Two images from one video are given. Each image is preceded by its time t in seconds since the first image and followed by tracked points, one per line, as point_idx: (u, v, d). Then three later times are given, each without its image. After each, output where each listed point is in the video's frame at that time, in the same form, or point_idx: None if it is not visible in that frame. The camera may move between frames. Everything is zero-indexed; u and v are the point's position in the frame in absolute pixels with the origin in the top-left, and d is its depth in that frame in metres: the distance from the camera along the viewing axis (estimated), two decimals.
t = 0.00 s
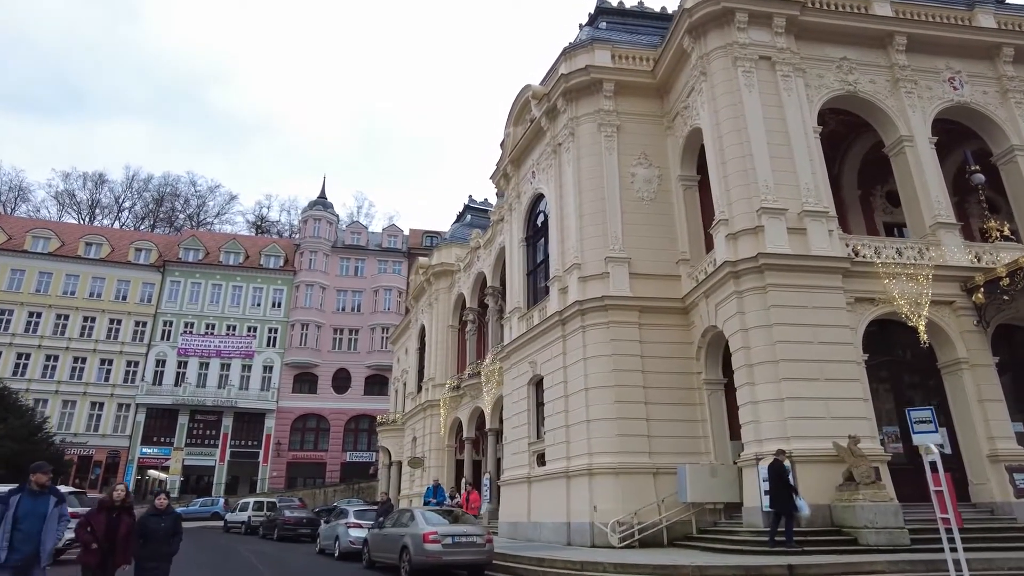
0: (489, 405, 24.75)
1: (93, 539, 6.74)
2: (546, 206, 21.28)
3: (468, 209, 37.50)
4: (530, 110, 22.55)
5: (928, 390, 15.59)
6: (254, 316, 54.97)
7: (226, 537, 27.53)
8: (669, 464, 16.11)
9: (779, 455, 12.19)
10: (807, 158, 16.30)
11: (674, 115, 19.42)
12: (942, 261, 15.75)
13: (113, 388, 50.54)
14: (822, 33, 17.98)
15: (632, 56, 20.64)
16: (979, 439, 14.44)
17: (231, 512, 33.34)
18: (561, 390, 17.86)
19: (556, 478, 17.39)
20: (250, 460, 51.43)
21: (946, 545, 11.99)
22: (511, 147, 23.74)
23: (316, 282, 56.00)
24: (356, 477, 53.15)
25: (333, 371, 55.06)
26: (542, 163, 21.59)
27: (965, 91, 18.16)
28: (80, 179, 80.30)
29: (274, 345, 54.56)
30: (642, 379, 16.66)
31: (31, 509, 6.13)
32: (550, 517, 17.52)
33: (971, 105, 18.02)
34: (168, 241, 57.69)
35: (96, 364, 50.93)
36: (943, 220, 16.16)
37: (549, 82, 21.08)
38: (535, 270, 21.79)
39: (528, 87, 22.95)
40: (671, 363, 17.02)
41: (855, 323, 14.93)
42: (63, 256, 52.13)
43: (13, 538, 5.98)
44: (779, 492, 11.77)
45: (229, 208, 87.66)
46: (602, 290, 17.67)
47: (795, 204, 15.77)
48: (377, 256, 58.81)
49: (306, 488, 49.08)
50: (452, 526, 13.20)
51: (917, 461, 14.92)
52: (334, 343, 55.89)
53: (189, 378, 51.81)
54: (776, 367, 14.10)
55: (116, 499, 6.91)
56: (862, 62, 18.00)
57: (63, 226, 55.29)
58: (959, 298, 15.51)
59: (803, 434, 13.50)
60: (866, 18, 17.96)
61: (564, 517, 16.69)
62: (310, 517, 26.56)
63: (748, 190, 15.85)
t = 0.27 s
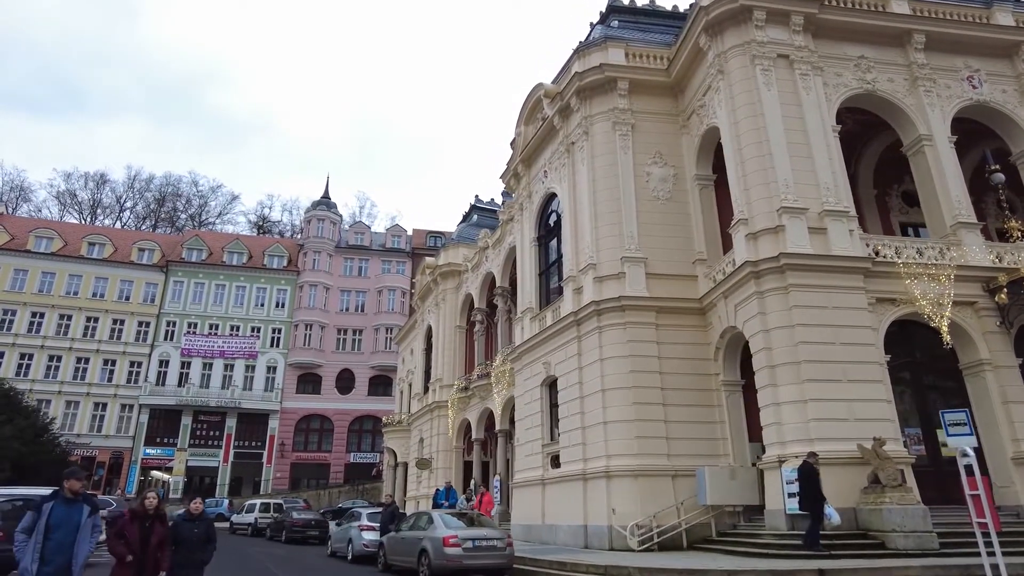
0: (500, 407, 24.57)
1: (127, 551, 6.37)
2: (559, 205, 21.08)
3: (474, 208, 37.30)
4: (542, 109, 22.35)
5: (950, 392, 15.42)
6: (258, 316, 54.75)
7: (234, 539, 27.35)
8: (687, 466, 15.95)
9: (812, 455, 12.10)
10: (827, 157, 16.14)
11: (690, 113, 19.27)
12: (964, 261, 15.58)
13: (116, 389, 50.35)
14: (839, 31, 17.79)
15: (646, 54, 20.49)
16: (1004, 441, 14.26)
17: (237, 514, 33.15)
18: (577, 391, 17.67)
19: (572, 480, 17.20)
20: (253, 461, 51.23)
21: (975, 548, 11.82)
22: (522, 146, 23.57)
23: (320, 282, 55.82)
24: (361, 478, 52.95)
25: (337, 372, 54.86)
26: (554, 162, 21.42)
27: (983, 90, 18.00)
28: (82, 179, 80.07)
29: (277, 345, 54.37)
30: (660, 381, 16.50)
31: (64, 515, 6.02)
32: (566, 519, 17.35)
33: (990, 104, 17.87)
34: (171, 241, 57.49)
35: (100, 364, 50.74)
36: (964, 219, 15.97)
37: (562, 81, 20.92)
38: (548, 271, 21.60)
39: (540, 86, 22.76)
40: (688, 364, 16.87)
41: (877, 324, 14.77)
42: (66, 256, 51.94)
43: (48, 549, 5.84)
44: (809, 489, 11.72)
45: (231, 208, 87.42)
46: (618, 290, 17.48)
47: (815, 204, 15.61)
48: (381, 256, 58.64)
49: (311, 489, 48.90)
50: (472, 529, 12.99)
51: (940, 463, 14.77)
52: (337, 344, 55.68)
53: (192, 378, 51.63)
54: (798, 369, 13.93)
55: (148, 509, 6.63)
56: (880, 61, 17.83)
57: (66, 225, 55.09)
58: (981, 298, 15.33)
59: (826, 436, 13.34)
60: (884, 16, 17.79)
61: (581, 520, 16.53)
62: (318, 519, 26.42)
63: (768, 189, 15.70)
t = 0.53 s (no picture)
0: (511, 409, 24.44)
1: (171, 553, 6.04)
2: (572, 206, 20.94)
3: (481, 211, 37.17)
4: (554, 110, 22.23)
5: (972, 394, 15.29)
6: (262, 319, 54.61)
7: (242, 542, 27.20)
8: (706, 469, 15.82)
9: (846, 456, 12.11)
10: (846, 157, 16.01)
11: (705, 114, 19.19)
12: (985, 262, 15.46)
13: (121, 392, 50.21)
14: (856, 31, 17.69)
15: (660, 55, 20.42)
16: None
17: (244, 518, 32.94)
18: (593, 394, 17.53)
19: (589, 483, 17.05)
20: (258, 465, 51.06)
21: (1003, 551, 11.69)
22: (534, 147, 23.44)
23: (325, 285, 55.70)
24: (365, 481, 52.75)
25: (342, 375, 54.71)
26: (567, 163, 21.30)
27: (1001, 90, 17.90)
28: (84, 182, 79.98)
29: (282, 348, 54.24)
30: (678, 383, 16.37)
31: (111, 517, 5.93)
32: (582, 523, 17.21)
33: (1008, 104, 17.79)
34: (176, 244, 57.40)
35: (104, 367, 50.60)
36: (985, 220, 15.85)
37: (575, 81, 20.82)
38: (560, 273, 21.46)
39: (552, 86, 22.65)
40: (706, 366, 16.74)
41: (899, 325, 14.63)
42: (70, 258, 51.84)
43: (92, 554, 5.74)
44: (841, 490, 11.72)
45: (234, 212, 87.35)
46: (635, 292, 17.34)
47: (835, 204, 15.50)
48: (386, 258, 58.56)
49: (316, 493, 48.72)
50: (493, 532, 12.83)
51: (963, 466, 14.63)
52: (342, 346, 55.51)
53: (197, 381, 51.49)
54: (821, 370, 13.79)
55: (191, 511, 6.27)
56: (897, 61, 17.72)
57: (71, 228, 55.01)
58: (1003, 299, 15.20)
59: (850, 438, 13.20)
60: (902, 16, 17.68)
61: (599, 524, 16.38)
62: (327, 523, 26.29)
63: (787, 190, 15.60)
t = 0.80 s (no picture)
0: (521, 414, 24.27)
1: (219, 562, 5.78)
2: (585, 209, 20.80)
3: (487, 214, 37.05)
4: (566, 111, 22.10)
5: (993, 397, 15.14)
6: (266, 323, 54.45)
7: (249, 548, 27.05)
8: (725, 473, 15.67)
9: (881, 460, 11.99)
10: (864, 159, 15.89)
11: (719, 116, 19.10)
12: (1005, 264, 15.33)
13: (124, 396, 49.99)
14: (872, 33, 17.57)
15: (673, 57, 20.34)
16: None
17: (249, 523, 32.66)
18: (608, 397, 17.38)
19: (605, 487, 16.89)
20: (262, 469, 50.82)
21: None
22: (544, 148, 23.30)
23: (329, 289, 55.56)
24: (369, 486, 52.54)
25: (345, 379, 54.51)
26: (579, 166, 21.18)
27: (1017, 91, 17.79)
28: (86, 186, 79.88)
29: (286, 352, 54.09)
30: (695, 386, 16.24)
31: (152, 524, 5.74)
32: (598, 528, 17.04)
33: None
34: (179, 248, 57.26)
35: (107, 371, 50.38)
36: (1004, 221, 15.73)
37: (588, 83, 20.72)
38: (572, 275, 21.32)
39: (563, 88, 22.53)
40: (723, 369, 16.61)
41: (920, 327, 14.47)
42: (74, 262, 51.70)
43: (133, 562, 5.58)
44: (877, 494, 11.64)
45: (236, 215, 87.20)
46: (650, 294, 17.20)
47: (853, 206, 15.36)
48: (389, 262, 58.46)
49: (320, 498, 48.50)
50: (514, 538, 12.63)
51: (986, 470, 14.47)
52: (346, 350, 55.33)
53: (200, 385, 51.30)
54: (843, 373, 13.63)
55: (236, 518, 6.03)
56: (913, 62, 17.61)
57: (74, 232, 54.90)
58: None
59: (873, 442, 13.03)
60: (918, 17, 17.57)
61: (615, 528, 16.22)
62: (335, 528, 26.11)
63: (805, 191, 15.48)
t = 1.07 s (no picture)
0: (532, 414, 24.14)
1: (273, 563, 5.76)
2: (597, 207, 20.65)
3: (494, 213, 36.91)
4: (577, 109, 21.96)
5: (1014, 395, 15.02)
6: (270, 323, 54.33)
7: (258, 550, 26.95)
8: (743, 473, 15.56)
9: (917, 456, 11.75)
10: (883, 155, 15.76)
11: (733, 113, 18.98)
12: None
13: (128, 397, 49.84)
14: (888, 29, 17.42)
15: (686, 54, 20.23)
16: None
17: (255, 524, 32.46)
18: (623, 396, 17.24)
19: (621, 487, 16.77)
20: (266, 470, 50.68)
21: None
22: (554, 147, 23.16)
23: (333, 289, 55.43)
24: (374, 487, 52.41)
25: (350, 380, 54.36)
26: (591, 164, 21.05)
27: None
28: (88, 187, 79.73)
29: (290, 353, 53.94)
30: (713, 385, 16.12)
31: (193, 531, 5.40)
32: (613, 528, 16.91)
33: None
34: (182, 248, 57.12)
35: (111, 372, 50.26)
36: None
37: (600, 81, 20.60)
38: (584, 274, 21.19)
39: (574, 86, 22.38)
40: (740, 368, 16.51)
41: (941, 325, 14.34)
42: (77, 262, 51.55)
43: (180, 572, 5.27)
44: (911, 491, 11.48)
45: (238, 216, 87.06)
46: (666, 293, 17.08)
47: (872, 202, 15.23)
48: (393, 262, 58.33)
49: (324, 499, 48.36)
50: (535, 538, 12.51)
51: (1009, 469, 14.37)
52: (350, 351, 55.19)
53: (204, 386, 51.17)
54: (864, 371, 13.50)
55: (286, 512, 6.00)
56: (930, 58, 17.48)
57: (77, 232, 54.76)
58: None
59: (897, 441, 12.90)
60: (935, 13, 17.43)
61: (632, 529, 16.09)
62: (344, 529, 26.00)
63: (823, 188, 15.34)
